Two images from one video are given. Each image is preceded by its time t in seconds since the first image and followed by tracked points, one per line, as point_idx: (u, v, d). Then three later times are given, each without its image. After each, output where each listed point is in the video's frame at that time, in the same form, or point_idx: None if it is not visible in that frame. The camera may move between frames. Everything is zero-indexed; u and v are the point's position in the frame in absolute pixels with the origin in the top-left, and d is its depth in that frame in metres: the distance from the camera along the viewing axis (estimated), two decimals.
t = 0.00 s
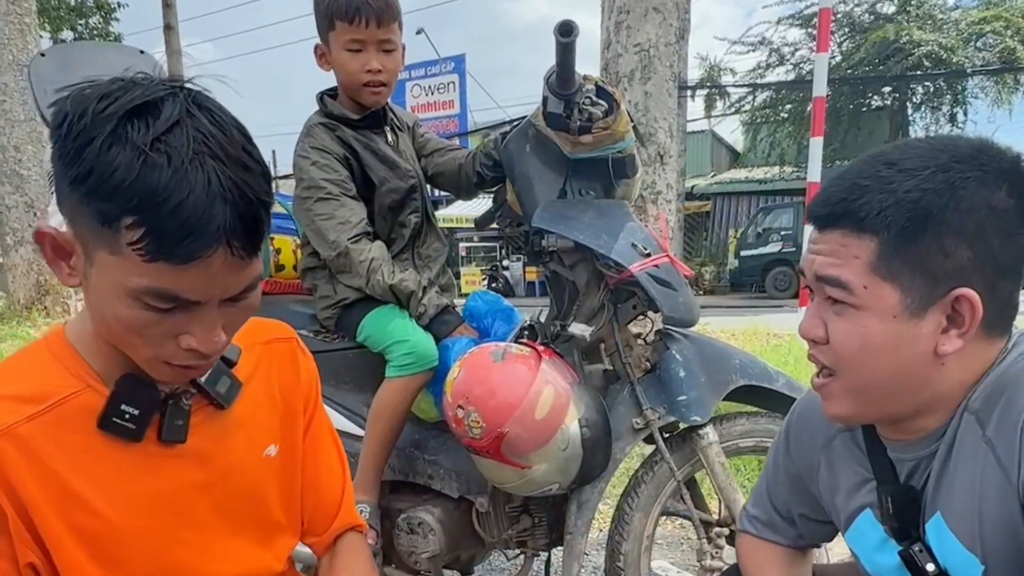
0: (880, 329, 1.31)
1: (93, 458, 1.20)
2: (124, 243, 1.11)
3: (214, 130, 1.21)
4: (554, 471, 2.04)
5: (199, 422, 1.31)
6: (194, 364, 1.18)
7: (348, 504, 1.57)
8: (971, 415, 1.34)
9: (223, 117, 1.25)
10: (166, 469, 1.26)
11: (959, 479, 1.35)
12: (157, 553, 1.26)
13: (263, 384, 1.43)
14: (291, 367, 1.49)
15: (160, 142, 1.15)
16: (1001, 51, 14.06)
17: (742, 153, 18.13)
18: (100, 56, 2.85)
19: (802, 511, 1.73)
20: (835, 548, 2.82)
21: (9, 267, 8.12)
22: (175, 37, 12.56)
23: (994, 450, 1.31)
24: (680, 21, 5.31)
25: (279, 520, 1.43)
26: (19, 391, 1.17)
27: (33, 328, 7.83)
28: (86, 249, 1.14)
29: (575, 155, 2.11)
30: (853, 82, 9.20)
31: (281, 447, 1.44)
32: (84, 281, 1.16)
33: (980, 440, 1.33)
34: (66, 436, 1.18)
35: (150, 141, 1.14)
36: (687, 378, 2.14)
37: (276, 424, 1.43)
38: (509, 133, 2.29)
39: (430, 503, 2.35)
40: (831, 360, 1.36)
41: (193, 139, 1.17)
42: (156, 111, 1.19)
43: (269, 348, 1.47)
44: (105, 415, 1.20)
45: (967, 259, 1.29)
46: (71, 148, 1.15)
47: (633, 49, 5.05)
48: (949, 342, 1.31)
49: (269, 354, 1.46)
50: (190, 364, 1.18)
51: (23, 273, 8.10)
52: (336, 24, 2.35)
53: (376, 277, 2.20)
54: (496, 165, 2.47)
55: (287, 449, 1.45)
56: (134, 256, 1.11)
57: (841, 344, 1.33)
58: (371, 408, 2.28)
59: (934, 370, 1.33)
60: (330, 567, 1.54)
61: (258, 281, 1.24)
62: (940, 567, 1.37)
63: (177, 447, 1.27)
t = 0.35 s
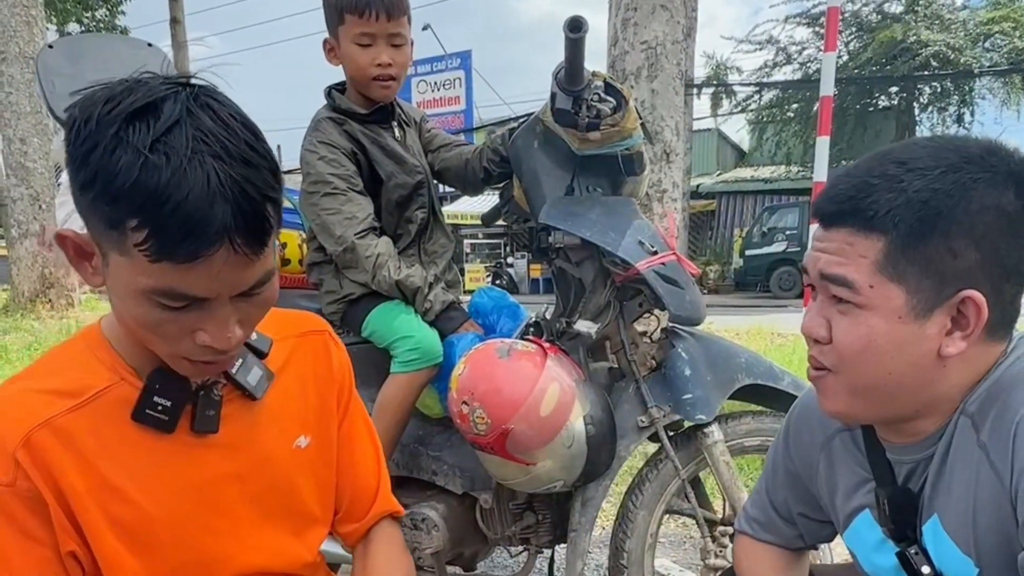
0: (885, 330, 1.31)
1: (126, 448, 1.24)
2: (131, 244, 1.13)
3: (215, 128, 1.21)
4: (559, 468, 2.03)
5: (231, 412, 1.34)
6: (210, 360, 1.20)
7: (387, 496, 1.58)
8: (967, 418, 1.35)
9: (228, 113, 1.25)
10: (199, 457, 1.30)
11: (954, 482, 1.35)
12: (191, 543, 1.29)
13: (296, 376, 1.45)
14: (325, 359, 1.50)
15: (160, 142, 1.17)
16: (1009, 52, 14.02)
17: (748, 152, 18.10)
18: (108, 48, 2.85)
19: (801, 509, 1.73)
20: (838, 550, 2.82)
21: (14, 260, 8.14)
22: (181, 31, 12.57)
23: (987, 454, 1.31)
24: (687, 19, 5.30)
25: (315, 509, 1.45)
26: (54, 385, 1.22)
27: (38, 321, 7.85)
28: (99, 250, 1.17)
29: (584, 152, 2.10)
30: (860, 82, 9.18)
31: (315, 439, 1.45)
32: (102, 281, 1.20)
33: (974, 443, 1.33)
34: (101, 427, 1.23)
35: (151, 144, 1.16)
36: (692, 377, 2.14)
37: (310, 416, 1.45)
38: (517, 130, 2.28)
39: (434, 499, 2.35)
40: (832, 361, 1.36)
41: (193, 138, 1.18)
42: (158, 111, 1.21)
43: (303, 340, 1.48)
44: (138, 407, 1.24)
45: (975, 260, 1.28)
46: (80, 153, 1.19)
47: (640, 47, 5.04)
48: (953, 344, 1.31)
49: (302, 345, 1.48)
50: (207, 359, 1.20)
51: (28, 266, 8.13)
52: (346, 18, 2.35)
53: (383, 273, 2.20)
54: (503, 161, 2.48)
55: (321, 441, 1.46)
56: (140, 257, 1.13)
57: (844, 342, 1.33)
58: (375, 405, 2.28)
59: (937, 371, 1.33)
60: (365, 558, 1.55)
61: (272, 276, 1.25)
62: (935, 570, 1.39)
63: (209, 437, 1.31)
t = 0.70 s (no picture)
0: (892, 336, 1.31)
1: (165, 424, 1.23)
2: (206, 214, 1.16)
3: (292, 113, 1.26)
4: (564, 465, 2.03)
5: (263, 397, 1.34)
6: (265, 336, 1.22)
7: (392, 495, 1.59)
8: (976, 422, 1.35)
9: (300, 103, 1.31)
10: (230, 440, 1.29)
11: (964, 487, 1.36)
12: (215, 526, 1.28)
13: (320, 368, 1.46)
14: (343, 355, 1.51)
15: (244, 120, 1.20)
16: (1013, 52, 14.00)
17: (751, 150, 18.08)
18: (113, 40, 2.85)
19: (805, 511, 1.73)
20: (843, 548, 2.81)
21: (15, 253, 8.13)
22: (183, 25, 12.55)
23: (998, 458, 1.32)
24: (692, 16, 5.28)
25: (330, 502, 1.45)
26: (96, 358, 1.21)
27: (39, 315, 7.85)
28: (168, 221, 1.19)
29: (591, 148, 2.10)
30: (864, 80, 9.15)
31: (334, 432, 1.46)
32: (165, 254, 1.21)
33: (985, 448, 1.34)
34: (142, 400, 1.22)
35: (236, 120, 1.20)
36: (699, 374, 2.13)
37: (331, 409, 1.46)
38: (524, 125, 2.27)
39: (438, 495, 2.34)
40: (840, 366, 1.35)
41: (274, 120, 1.23)
42: (241, 93, 1.25)
43: (325, 335, 1.50)
44: (179, 384, 1.24)
45: (983, 268, 1.28)
46: (161, 126, 1.21)
47: (645, 44, 5.03)
48: (961, 351, 1.31)
49: (325, 339, 1.49)
50: (262, 335, 1.22)
51: (29, 259, 8.12)
52: (354, 12, 2.34)
53: (388, 268, 2.20)
54: (510, 156, 2.47)
55: (338, 435, 1.47)
56: (215, 226, 1.15)
57: (850, 349, 1.33)
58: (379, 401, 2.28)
59: (944, 379, 1.33)
60: (371, 554, 1.56)
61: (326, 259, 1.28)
62: None
63: (242, 419, 1.30)
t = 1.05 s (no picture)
0: (888, 341, 1.32)
1: (160, 422, 1.24)
2: (201, 209, 1.17)
3: (286, 109, 1.28)
4: (564, 464, 2.04)
5: (259, 397, 1.35)
6: (261, 332, 1.23)
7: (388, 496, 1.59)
8: (968, 428, 1.36)
9: (294, 99, 1.33)
10: (226, 439, 1.29)
11: (955, 494, 1.37)
12: (211, 523, 1.28)
13: (317, 368, 1.46)
14: (343, 356, 1.51)
15: (238, 116, 1.22)
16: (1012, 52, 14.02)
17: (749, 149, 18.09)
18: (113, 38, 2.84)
19: (799, 513, 1.74)
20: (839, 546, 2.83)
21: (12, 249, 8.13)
22: (181, 21, 12.54)
23: (989, 465, 1.32)
24: (691, 15, 5.29)
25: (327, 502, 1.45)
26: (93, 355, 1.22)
27: (37, 311, 7.86)
28: (163, 218, 1.20)
29: (591, 148, 2.10)
30: (863, 79, 9.16)
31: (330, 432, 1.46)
32: (161, 251, 1.22)
33: (976, 454, 1.34)
34: (138, 398, 1.23)
35: (231, 116, 1.22)
36: (698, 374, 2.14)
37: (327, 409, 1.46)
38: (524, 126, 2.28)
39: (437, 494, 2.35)
40: (835, 368, 1.37)
41: (268, 116, 1.24)
42: (234, 90, 1.26)
43: (325, 336, 1.50)
44: (175, 382, 1.25)
45: (978, 275, 1.29)
46: (156, 124, 1.22)
47: (644, 42, 5.03)
48: (954, 358, 1.32)
49: (324, 340, 1.50)
50: (257, 331, 1.22)
51: (27, 256, 8.13)
52: (355, 12, 2.35)
53: (388, 267, 2.21)
54: (509, 156, 2.47)
55: (334, 435, 1.47)
56: (210, 220, 1.17)
57: (845, 352, 1.34)
58: (379, 400, 2.28)
59: (936, 385, 1.34)
60: (365, 557, 1.55)
61: (321, 255, 1.29)
62: None
63: (238, 419, 1.31)
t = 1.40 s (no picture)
0: (869, 343, 1.34)
1: (149, 426, 1.26)
2: (180, 214, 1.18)
3: (261, 113, 1.30)
4: (553, 464, 2.06)
5: (246, 400, 1.37)
6: (244, 335, 1.24)
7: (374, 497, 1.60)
8: (946, 431, 1.38)
9: (269, 102, 1.34)
10: (214, 442, 1.31)
11: (933, 495, 1.39)
12: (201, 525, 1.30)
13: (304, 371, 1.48)
14: (330, 358, 1.53)
15: (213, 121, 1.24)
16: (1002, 51, 14.10)
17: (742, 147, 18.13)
18: (104, 40, 2.84)
19: (783, 513, 1.76)
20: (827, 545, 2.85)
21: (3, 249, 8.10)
22: (173, 19, 12.50)
23: (966, 467, 1.34)
24: (682, 15, 5.31)
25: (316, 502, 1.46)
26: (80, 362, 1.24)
27: (28, 311, 7.84)
28: (144, 224, 1.22)
29: (579, 152, 2.12)
30: (855, 78, 9.22)
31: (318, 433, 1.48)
32: (143, 258, 1.24)
33: (952, 455, 1.36)
34: (126, 403, 1.24)
35: (205, 121, 1.24)
36: (686, 375, 2.15)
37: (315, 410, 1.48)
38: (513, 128, 2.30)
39: (429, 494, 2.37)
40: (819, 371, 1.38)
41: (243, 119, 1.26)
42: (209, 95, 1.28)
43: (311, 340, 1.52)
44: (162, 386, 1.26)
45: (956, 279, 1.32)
46: (134, 132, 1.24)
47: (635, 42, 5.05)
48: (933, 359, 1.35)
49: (311, 343, 1.52)
50: (241, 333, 1.24)
51: (18, 255, 8.10)
52: (344, 14, 2.36)
53: (379, 270, 2.22)
54: (500, 159, 2.49)
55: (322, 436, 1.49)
56: (189, 225, 1.18)
57: (827, 355, 1.36)
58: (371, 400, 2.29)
59: (914, 386, 1.36)
60: (354, 556, 1.56)
61: (302, 256, 1.30)
62: None
63: (226, 421, 1.33)
